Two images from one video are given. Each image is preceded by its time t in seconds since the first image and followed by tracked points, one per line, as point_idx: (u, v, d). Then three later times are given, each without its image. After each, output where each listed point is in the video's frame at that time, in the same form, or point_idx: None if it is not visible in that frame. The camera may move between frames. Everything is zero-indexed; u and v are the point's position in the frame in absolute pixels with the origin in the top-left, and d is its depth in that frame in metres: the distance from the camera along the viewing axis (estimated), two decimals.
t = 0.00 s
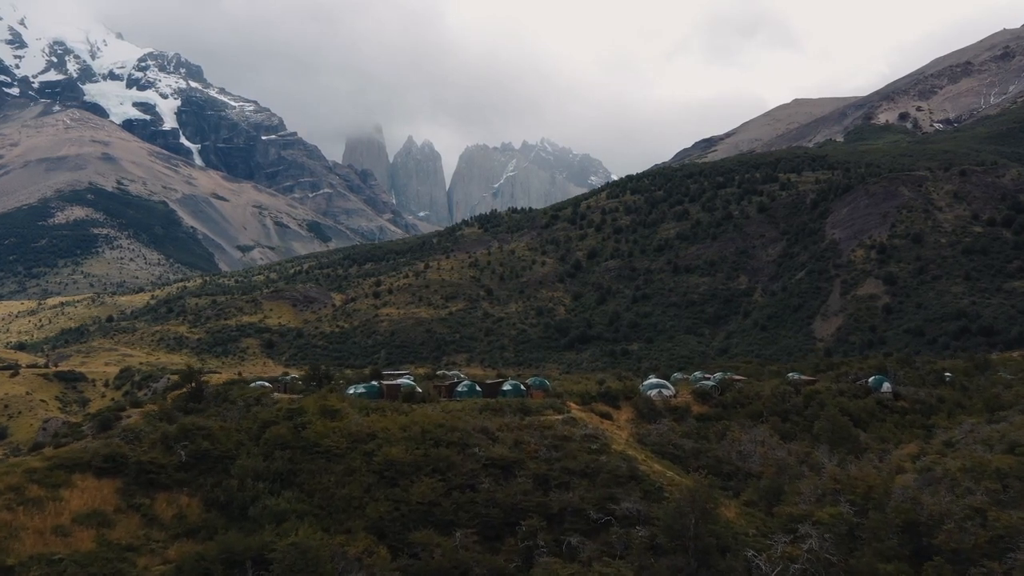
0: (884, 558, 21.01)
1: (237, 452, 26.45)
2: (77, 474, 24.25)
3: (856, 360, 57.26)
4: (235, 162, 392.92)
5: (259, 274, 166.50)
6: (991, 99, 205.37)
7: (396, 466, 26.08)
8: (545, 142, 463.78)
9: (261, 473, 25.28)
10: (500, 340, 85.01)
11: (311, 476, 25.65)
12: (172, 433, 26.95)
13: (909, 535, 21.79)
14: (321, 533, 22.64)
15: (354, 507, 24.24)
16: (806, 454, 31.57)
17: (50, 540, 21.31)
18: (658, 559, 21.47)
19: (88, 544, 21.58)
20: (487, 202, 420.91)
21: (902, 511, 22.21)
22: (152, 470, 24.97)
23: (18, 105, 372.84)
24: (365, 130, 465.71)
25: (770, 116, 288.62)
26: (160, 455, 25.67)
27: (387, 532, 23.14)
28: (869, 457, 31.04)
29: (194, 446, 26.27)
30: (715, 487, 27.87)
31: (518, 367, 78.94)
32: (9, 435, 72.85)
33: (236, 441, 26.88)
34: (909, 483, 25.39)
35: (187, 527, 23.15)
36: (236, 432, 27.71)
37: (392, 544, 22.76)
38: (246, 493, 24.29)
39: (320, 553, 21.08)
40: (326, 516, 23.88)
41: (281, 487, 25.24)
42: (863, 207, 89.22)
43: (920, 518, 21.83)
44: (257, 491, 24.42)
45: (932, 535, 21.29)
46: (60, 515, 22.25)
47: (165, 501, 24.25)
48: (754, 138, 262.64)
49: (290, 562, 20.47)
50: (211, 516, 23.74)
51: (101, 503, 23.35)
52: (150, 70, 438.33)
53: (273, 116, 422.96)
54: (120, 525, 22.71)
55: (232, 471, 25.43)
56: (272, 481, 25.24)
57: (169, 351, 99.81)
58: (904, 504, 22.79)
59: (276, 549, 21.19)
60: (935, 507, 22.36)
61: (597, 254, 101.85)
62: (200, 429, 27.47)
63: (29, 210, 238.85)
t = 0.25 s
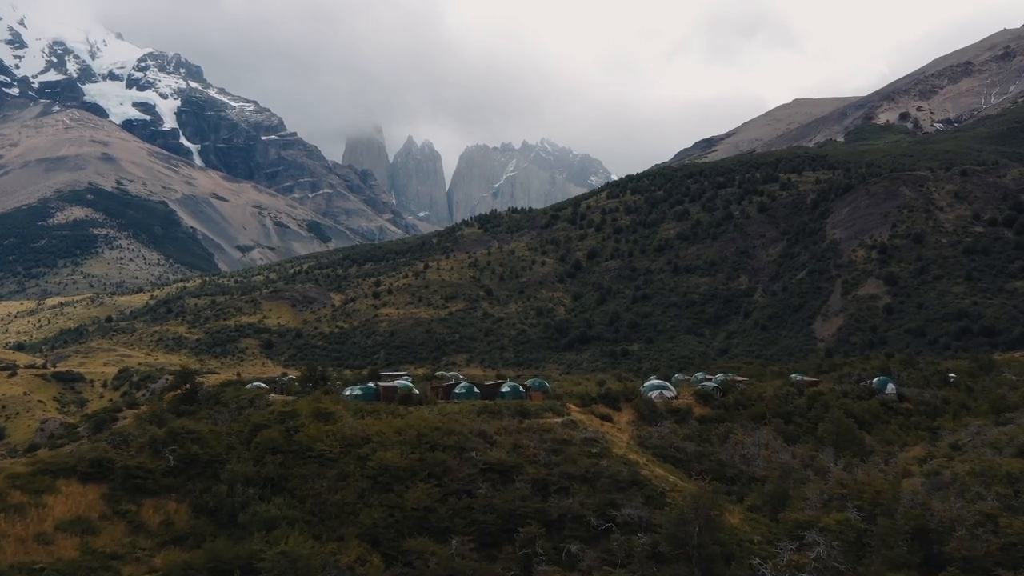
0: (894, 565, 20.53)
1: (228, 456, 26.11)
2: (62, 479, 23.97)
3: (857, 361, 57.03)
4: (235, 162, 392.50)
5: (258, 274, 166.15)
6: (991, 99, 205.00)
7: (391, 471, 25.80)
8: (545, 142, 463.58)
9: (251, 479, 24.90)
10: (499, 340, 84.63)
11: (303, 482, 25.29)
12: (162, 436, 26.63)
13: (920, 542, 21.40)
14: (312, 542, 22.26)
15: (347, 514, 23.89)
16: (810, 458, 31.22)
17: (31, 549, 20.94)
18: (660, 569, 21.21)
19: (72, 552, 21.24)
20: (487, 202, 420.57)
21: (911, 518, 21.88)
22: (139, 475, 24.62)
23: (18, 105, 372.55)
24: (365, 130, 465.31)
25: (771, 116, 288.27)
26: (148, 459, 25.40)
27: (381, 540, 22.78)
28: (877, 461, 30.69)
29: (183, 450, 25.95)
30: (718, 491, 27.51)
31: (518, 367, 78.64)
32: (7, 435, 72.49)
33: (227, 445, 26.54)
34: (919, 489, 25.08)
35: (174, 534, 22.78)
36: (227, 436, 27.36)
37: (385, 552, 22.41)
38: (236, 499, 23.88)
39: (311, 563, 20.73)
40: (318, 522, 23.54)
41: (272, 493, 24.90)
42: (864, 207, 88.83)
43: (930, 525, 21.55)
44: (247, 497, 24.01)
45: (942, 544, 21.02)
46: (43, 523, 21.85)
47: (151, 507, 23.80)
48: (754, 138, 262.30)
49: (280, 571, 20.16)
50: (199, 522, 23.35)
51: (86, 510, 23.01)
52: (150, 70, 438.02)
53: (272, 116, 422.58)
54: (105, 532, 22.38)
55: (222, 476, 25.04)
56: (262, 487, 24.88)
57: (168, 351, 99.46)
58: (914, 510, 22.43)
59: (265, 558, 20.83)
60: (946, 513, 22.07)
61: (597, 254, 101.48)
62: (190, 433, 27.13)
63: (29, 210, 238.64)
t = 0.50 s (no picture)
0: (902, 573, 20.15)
1: (216, 461, 25.87)
2: (45, 485, 23.64)
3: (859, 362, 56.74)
4: (235, 162, 392.05)
5: (258, 274, 165.74)
6: (992, 99, 204.62)
7: (385, 476, 25.45)
8: (545, 143, 463.35)
9: (241, 485, 24.56)
10: (499, 341, 84.27)
11: (295, 487, 24.93)
12: (149, 440, 26.32)
13: (930, 550, 21.12)
14: (303, 550, 21.89)
15: (339, 520, 23.50)
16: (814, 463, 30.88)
17: (12, 557, 20.35)
18: None
19: (53, 560, 20.59)
20: (486, 202, 420.21)
21: (922, 525, 21.54)
22: (125, 481, 24.34)
23: (18, 105, 372.19)
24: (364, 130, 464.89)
25: (771, 116, 287.84)
26: (136, 464, 25.10)
27: (374, 547, 22.40)
28: (883, 465, 30.32)
29: (170, 454, 25.70)
30: (720, 496, 27.16)
31: (517, 368, 78.29)
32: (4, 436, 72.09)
33: (216, 450, 26.32)
34: (929, 496, 24.68)
35: (159, 542, 22.38)
36: (217, 440, 27.11)
37: (378, 560, 22.03)
38: (225, 505, 23.63)
39: (300, 573, 20.38)
40: (309, 529, 23.16)
41: (263, 499, 24.57)
42: (865, 207, 88.40)
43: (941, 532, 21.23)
44: (236, 503, 23.73)
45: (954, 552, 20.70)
46: (25, 531, 21.34)
47: (137, 514, 23.53)
48: (754, 138, 261.86)
49: None
50: (187, 529, 23.05)
51: (70, 516, 22.59)
52: (150, 70, 437.65)
53: (272, 116, 422.08)
54: (88, 540, 21.93)
55: (210, 482, 24.79)
56: (252, 493, 24.52)
57: (166, 351, 99.08)
58: (924, 517, 22.07)
59: (254, 567, 20.47)
60: (957, 520, 21.71)
61: (596, 254, 101.08)
62: (179, 436, 26.88)
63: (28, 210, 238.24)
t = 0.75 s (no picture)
0: None
1: (204, 467, 25.59)
2: (28, 492, 23.27)
3: (861, 362, 56.45)
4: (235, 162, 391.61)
5: (257, 274, 165.33)
6: (992, 99, 204.15)
7: (379, 482, 25.29)
8: (545, 143, 462.90)
9: (230, 491, 24.33)
10: (498, 341, 83.95)
11: (286, 493, 24.70)
12: (136, 445, 25.99)
13: (942, 559, 20.71)
14: (293, 560, 21.64)
15: (331, 527, 23.24)
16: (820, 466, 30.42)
17: None
18: None
19: (34, 570, 20.26)
20: (486, 202, 419.81)
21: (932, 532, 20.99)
22: (109, 487, 23.95)
23: (17, 105, 371.86)
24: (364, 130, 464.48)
25: (771, 116, 287.38)
26: (121, 470, 24.76)
27: (366, 556, 22.20)
28: (890, 468, 29.95)
29: (156, 460, 25.35)
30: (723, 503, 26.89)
31: (517, 369, 77.95)
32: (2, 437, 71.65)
33: (204, 455, 26.09)
34: (940, 501, 24.31)
35: (144, 552, 22.08)
36: (206, 445, 26.86)
37: (371, 570, 21.82)
38: (213, 512, 23.33)
39: None
40: (299, 537, 22.93)
41: (252, 504, 24.40)
42: (866, 207, 87.97)
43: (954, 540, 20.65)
44: (224, 510, 23.44)
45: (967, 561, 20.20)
46: (7, 540, 21.04)
47: (122, 521, 23.26)
48: (754, 138, 261.40)
49: None
50: (174, 537, 22.77)
51: (52, 525, 22.23)
52: (150, 70, 437.37)
53: (272, 116, 421.78)
54: (71, 549, 21.56)
55: (198, 488, 24.54)
56: (241, 499, 24.32)
57: (165, 352, 98.69)
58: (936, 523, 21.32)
59: None
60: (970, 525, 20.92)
61: (596, 254, 100.66)
62: (167, 440, 26.64)
63: (27, 210, 237.99)
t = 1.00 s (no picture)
0: None
1: (192, 472, 25.34)
2: (12, 499, 23.29)
3: (864, 363, 56.18)
4: (235, 162, 391.18)
5: (256, 274, 164.83)
6: (993, 99, 203.60)
7: (372, 488, 24.91)
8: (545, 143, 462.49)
9: (218, 498, 24.10)
10: (498, 342, 83.66)
11: (276, 499, 24.38)
12: (122, 450, 26.02)
13: (955, 567, 20.64)
14: (282, 569, 21.33)
15: (323, 536, 22.91)
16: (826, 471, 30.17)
17: None
18: None
19: None
20: (487, 202, 419.35)
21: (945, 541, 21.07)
22: (93, 494, 23.89)
23: (17, 105, 371.43)
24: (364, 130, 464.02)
25: (771, 116, 286.86)
26: (107, 476, 24.71)
27: (359, 565, 21.88)
28: (897, 471, 29.73)
29: (142, 466, 25.25)
30: (728, 509, 26.44)
31: (517, 370, 77.63)
32: None
33: (192, 460, 25.83)
34: (949, 508, 24.07)
35: (127, 560, 21.89)
36: (196, 449, 26.66)
37: None
38: (200, 519, 23.07)
39: None
40: (290, 545, 22.61)
41: (241, 511, 24.11)
42: (867, 207, 87.57)
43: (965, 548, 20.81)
44: (211, 518, 23.19)
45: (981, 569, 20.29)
46: None
47: (106, 528, 23.12)
48: (755, 138, 260.90)
49: None
50: (157, 546, 22.58)
51: (33, 533, 22.18)
52: (149, 70, 436.97)
53: (272, 116, 421.30)
54: (53, 556, 21.45)
55: (185, 494, 24.35)
56: (229, 506, 24.03)
57: (164, 352, 98.26)
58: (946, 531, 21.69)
59: None
60: (983, 535, 20.99)
61: (597, 254, 100.27)
62: (155, 445, 26.51)
63: (27, 210, 237.55)
